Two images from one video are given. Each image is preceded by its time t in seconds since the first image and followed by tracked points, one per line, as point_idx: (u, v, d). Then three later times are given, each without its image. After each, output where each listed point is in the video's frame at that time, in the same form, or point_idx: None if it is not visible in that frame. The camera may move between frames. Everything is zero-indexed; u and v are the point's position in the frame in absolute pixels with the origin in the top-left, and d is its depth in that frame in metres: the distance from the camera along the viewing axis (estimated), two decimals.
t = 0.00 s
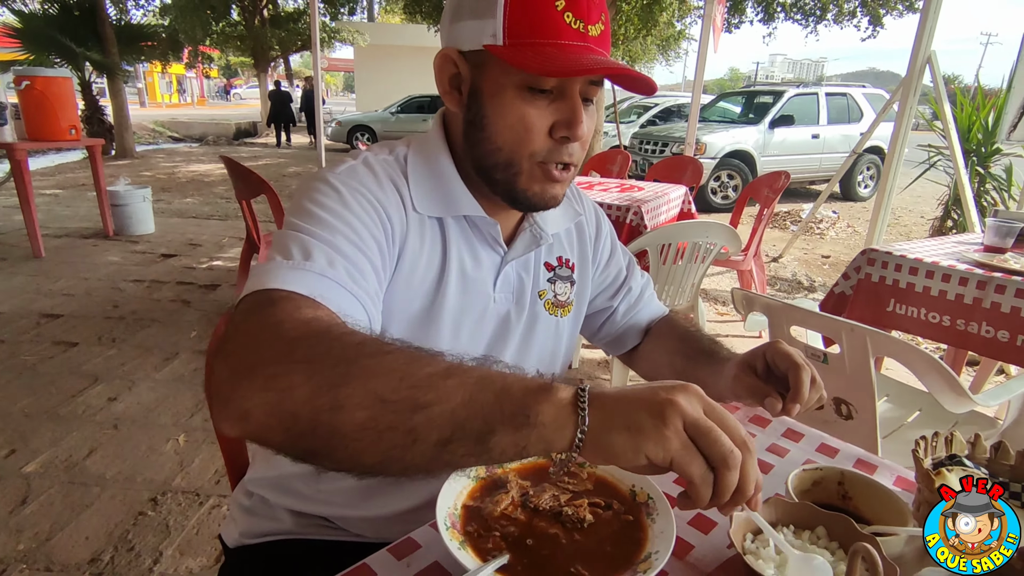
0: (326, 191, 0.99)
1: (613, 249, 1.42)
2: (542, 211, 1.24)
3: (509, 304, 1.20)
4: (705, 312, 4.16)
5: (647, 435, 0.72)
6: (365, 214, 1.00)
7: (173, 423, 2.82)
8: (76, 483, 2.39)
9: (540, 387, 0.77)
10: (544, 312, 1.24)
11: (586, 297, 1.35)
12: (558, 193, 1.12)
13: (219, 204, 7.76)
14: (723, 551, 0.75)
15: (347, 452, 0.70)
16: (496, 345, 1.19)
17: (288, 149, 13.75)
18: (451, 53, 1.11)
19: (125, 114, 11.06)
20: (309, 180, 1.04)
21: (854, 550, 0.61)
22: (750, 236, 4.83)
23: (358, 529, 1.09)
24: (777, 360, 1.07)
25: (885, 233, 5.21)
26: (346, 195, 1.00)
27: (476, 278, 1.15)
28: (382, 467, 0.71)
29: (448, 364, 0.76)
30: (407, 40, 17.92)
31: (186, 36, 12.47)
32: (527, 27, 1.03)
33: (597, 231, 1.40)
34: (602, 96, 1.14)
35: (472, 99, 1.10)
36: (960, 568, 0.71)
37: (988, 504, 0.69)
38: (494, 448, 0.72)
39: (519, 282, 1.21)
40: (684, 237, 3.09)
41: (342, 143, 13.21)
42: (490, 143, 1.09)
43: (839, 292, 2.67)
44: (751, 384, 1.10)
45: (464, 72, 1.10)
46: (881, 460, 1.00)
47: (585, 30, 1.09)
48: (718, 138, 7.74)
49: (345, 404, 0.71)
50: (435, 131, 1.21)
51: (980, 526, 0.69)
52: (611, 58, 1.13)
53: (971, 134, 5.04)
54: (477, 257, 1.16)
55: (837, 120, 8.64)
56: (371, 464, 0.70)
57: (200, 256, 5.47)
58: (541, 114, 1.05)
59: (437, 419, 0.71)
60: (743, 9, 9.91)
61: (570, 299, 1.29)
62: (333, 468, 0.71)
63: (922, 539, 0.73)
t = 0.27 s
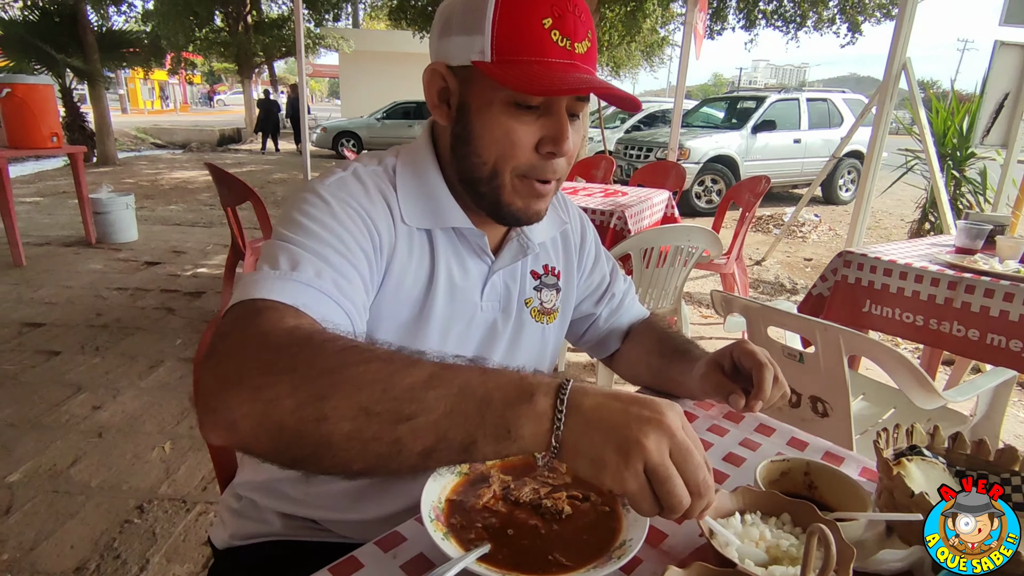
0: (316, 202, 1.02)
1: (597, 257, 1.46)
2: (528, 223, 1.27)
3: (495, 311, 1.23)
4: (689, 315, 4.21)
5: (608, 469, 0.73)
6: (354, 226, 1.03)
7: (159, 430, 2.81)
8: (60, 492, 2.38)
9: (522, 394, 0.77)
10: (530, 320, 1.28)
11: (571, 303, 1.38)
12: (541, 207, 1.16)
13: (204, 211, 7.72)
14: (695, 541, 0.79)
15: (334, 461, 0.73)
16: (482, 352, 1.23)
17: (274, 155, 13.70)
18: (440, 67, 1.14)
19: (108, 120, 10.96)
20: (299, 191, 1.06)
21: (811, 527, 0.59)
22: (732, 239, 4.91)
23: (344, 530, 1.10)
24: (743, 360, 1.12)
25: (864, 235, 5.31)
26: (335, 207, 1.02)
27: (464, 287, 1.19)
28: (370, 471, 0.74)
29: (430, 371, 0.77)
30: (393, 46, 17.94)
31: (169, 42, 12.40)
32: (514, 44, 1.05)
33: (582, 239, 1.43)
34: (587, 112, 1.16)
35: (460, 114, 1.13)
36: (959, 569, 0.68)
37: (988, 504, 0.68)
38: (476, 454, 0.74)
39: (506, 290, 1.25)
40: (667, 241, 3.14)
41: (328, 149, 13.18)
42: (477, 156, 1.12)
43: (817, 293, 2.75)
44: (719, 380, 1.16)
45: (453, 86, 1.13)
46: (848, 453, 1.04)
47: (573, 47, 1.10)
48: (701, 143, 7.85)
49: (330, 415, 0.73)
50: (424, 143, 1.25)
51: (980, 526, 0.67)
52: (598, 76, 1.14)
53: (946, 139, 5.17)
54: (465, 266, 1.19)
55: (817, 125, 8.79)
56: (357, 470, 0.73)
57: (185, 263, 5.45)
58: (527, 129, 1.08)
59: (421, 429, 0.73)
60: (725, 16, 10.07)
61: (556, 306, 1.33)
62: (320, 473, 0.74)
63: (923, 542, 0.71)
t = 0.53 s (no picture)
0: (311, 209, 1.05)
1: (582, 260, 1.50)
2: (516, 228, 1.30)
3: (483, 315, 1.27)
4: (675, 318, 4.28)
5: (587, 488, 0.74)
6: (348, 231, 1.06)
7: (147, 438, 2.81)
8: (47, 500, 2.38)
9: (517, 404, 0.77)
10: (518, 322, 1.32)
11: (556, 306, 1.43)
12: (531, 215, 1.20)
13: (190, 219, 7.69)
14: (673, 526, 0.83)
15: (330, 461, 0.74)
16: (471, 354, 1.26)
17: (260, 163, 13.66)
18: (432, 79, 1.18)
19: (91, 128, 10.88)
20: (294, 198, 1.10)
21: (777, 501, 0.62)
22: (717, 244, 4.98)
23: (336, 529, 1.12)
24: (714, 359, 1.18)
25: (846, 239, 5.41)
26: (330, 213, 1.06)
27: (454, 291, 1.22)
28: (364, 470, 0.75)
29: (424, 378, 0.78)
30: (380, 54, 17.99)
31: (153, 50, 12.35)
32: (505, 60, 1.09)
33: (567, 242, 1.48)
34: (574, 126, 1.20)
35: (451, 125, 1.17)
36: (960, 569, 0.70)
37: (988, 503, 0.71)
38: (467, 463, 0.75)
39: (494, 294, 1.28)
40: (652, 245, 3.20)
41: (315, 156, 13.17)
42: (469, 167, 1.16)
43: (797, 295, 2.81)
44: (692, 379, 1.21)
45: (445, 98, 1.17)
46: (820, 442, 1.10)
47: (560, 63, 1.14)
48: (686, 149, 7.95)
49: (326, 417, 0.74)
50: (416, 152, 1.28)
51: (980, 526, 0.71)
52: (584, 91, 1.18)
53: (924, 144, 5.30)
54: (454, 270, 1.23)
55: (800, 131, 8.94)
56: (352, 470, 0.74)
57: (172, 271, 5.43)
58: (516, 142, 1.12)
59: (414, 435, 0.75)
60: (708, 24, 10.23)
61: (542, 308, 1.37)
62: (317, 471, 0.76)
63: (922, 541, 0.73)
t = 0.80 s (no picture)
0: (293, 205, 1.07)
1: (565, 255, 1.53)
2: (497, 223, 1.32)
3: (466, 309, 1.29)
4: (662, 319, 4.32)
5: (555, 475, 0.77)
6: (330, 227, 1.08)
7: (133, 442, 2.79)
8: (32, 504, 2.36)
9: (485, 398, 0.79)
10: (501, 316, 1.34)
11: (540, 300, 1.45)
12: (511, 205, 1.22)
13: (176, 224, 7.64)
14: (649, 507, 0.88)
15: (305, 450, 0.76)
16: (455, 348, 1.29)
17: (247, 168, 13.59)
18: (412, 76, 1.20)
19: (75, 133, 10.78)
20: (276, 194, 1.11)
21: (745, 477, 0.66)
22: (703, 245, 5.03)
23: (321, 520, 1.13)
24: (691, 351, 1.21)
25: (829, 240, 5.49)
26: (311, 209, 1.07)
27: (437, 286, 1.24)
28: (339, 460, 0.77)
29: (396, 371, 0.79)
30: (368, 59, 17.98)
31: (138, 55, 12.27)
32: (482, 56, 1.11)
33: (549, 238, 1.50)
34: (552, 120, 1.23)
35: (431, 121, 1.19)
36: (960, 568, 0.70)
37: (987, 504, 0.71)
38: (437, 451, 0.77)
39: (477, 289, 1.30)
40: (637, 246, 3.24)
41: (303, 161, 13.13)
42: (448, 161, 1.18)
43: (780, 293, 2.86)
44: (668, 372, 1.24)
45: (424, 94, 1.19)
46: (795, 429, 1.14)
47: (537, 59, 1.16)
48: (672, 152, 8.03)
49: (301, 409, 0.76)
50: (398, 148, 1.30)
51: (980, 526, 0.71)
52: (561, 86, 1.20)
53: (904, 147, 5.38)
54: (437, 266, 1.25)
55: (785, 134, 9.04)
56: (328, 459, 0.76)
57: (158, 276, 5.39)
58: (494, 136, 1.15)
59: (386, 427, 0.76)
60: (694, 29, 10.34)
61: (525, 303, 1.39)
62: (296, 460, 0.77)
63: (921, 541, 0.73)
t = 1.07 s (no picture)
0: (275, 208, 1.07)
1: (555, 251, 1.54)
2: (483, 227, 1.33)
3: (452, 313, 1.30)
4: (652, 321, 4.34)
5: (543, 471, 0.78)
6: (312, 231, 1.08)
7: (120, 446, 2.77)
8: (17, 509, 2.33)
9: (472, 395, 0.79)
10: (486, 319, 1.34)
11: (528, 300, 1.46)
12: (493, 214, 1.23)
13: (165, 226, 7.59)
14: (633, 504, 0.89)
15: (288, 455, 0.76)
16: (440, 351, 1.30)
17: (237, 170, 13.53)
18: (394, 78, 1.20)
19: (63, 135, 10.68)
20: (259, 198, 1.11)
21: (727, 472, 0.67)
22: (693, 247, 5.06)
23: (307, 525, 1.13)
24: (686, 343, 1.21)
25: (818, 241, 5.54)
26: (293, 213, 1.07)
27: (421, 291, 1.25)
28: (324, 464, 0.77)
29: (381, 371, 0.79)
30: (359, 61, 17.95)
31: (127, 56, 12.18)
32: (465, 59, 1.12)
33: (539, 236, 1.51)
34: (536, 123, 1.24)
35: (414, 124, 1.20)
36: (961, 568, 0.71)
37: (988, 504, 0.70)
38: (425, 451, 0.77)
39: (463, 292, 1.31)
40: (627, 247, 3.25)
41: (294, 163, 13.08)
42: (431, 165, 1.19)
43: (768, 293, 2.88)
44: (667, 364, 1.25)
45: (407, 97, 1.20)
46: (781, 426, 1.16)
47: (522, 62, 1.17)
48: (663, 155, 8.07)
49: (285, 412, 0.75)
50: (381, 151, 1.31)
51: (980, 526, 0.70)
52: (546, 88, 1.21)
53: (891, 149, 5.44)
54: (422, 270, 1.25)
55: (774, 138, 9.12)
56: (312, 463, 0.76)
57: (146, 279, 5.35)
58: (478, 140, 1.15)
59: (372, 428, 0.76)
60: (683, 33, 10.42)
61: (513, 305, 1.39)
62: (277, 465, 0.77)
63: (923, 541, 0.74)
